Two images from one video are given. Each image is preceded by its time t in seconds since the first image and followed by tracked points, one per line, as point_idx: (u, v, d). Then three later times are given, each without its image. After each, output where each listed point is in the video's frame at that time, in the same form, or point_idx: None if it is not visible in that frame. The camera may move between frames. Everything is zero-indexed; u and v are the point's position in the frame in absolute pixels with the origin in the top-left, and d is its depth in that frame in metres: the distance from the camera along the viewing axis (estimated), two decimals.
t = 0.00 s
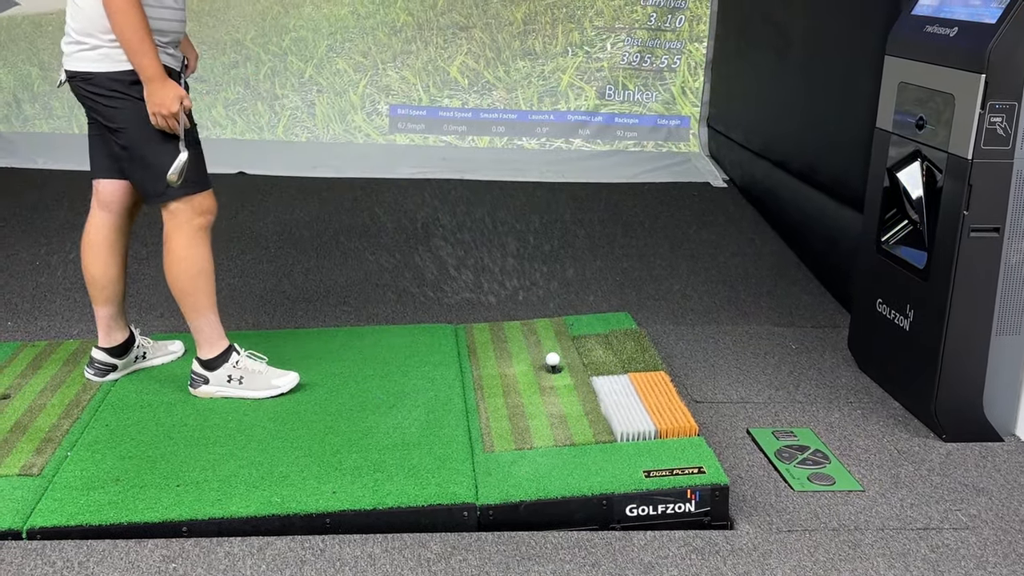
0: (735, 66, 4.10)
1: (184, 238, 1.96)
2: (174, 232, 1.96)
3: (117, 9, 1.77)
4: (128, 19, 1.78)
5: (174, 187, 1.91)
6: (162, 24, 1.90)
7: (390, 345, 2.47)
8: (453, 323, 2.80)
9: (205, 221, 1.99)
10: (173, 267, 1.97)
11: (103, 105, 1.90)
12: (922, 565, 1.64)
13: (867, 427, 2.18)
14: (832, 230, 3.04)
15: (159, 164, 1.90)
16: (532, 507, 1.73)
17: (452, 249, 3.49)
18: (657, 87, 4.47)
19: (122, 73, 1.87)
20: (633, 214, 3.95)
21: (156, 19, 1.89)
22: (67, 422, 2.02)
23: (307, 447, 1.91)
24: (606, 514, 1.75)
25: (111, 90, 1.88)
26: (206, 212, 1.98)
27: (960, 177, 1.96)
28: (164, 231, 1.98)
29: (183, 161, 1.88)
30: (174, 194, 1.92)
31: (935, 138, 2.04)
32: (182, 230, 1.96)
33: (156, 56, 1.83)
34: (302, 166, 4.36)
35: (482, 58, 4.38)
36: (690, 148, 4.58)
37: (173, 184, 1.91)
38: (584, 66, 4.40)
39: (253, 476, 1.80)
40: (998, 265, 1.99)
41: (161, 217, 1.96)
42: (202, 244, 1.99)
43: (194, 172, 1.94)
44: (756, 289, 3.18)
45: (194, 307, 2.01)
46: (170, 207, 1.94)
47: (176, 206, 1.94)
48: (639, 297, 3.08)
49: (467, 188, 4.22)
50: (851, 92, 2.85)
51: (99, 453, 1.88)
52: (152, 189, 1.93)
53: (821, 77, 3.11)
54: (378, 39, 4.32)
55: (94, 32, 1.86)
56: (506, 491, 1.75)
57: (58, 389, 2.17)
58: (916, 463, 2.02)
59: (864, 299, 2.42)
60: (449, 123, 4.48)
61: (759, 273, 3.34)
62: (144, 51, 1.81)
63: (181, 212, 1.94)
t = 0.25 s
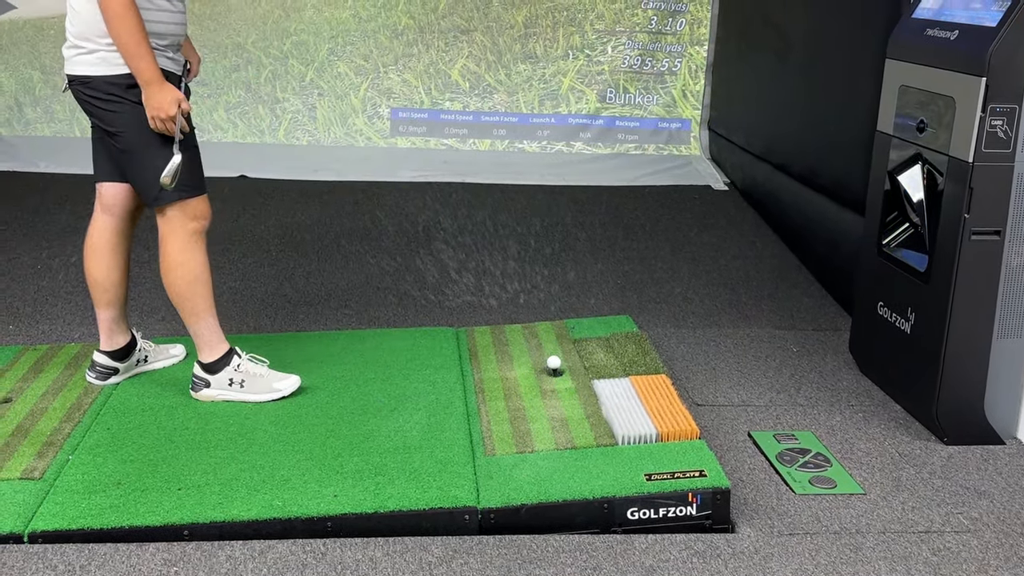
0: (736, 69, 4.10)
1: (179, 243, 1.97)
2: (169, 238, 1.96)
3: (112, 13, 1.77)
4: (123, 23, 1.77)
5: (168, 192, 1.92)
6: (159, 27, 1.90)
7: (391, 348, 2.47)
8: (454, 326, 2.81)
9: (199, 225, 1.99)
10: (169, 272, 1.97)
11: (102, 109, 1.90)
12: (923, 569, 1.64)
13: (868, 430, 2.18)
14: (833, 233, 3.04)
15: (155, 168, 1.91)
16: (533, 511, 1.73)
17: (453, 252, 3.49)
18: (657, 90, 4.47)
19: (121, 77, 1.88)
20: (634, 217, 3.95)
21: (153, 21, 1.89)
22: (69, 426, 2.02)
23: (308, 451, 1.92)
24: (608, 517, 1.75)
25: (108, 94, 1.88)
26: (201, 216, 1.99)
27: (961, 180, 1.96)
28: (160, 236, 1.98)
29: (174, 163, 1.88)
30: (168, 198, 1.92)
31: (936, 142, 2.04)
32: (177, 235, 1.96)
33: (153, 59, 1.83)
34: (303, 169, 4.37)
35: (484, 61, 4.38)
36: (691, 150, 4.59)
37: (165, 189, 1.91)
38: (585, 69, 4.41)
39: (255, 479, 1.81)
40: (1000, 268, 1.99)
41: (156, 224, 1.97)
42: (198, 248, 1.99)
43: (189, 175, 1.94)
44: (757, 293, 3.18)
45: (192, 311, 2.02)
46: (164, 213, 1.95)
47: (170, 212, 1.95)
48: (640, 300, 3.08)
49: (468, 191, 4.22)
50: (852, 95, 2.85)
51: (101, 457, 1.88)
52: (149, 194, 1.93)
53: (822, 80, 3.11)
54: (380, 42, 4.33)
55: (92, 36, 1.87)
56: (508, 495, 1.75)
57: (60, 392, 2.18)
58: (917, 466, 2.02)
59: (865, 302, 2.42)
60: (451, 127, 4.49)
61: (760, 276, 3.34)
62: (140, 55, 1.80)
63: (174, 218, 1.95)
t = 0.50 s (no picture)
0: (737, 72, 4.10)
1: (178, 247, 1.97)
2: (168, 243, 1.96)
3: (112, 18, 1.77)
4: (123, 28, 1.78)
5: (166, 196, 1.92)
6: (160, 31, 1.90)
7: (392, 352, 2.47)
8: (455, 330, 2.81)
9: (198, 230, 2.00)
10: (169, 276, 1.98)
11: (103, 113, 1.91)
12: (925, 573, 1.64)
13: (870, 434, 2.18)
14: (835, 236, 3.04)
15: (155, 172, 1.91)
16: (535, 515, 1.73)
17: (454, 256, 3.49)
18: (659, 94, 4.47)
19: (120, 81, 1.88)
20: (636, 221, 3.95)
21: (154, 25, 1.89)
22: (70, 430, 2.02)
23: (309, 455, 1.92)
24: (609, 522, 1.75)
25: (108, 99, 1.89)
26: (200, 221, 1.99)
27: (962, 184, 1.96)
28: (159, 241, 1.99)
29: (170, 168, 1.88)
30: (166, 202, 1.92)
31: (938, 145, 2.04)
32: (176, 240, 1.97)
33: (152, 64, 1.83)
34: (305, 173, 4.42)
35: (485, 66, 4.39)
36: (693, 154, 4.59)
37: (163, 193, 1.91)
38: (587, 73, 4.41)
39: (256, 483, 1.81)
40: (1001, 272, 1.99)
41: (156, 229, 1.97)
42: (198, 253, 2.00)
43: (188, 179, 1.95)
44: (759, 296, 3.18)
45: (193, 315, 2.02)
46: (163, 219, 1.95)
47: (169, 217, 1.95)
48: (641, 304, 3.08)
49: (470, 195, 4.23)
50: (853, 99, 2.85)
51: (103, 461, 1.88)
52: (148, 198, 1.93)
53: (823, 84, 3.11)
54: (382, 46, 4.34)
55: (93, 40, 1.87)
56: (509, 498, 1.75)
57: (61, 397, 2.18)
58: (919, 470, 2.02)
59: (867, 306, 2.42)
60: (452, 131, 4.49)
61: (761, 280, 3.34)
62: (139, 59, 1.80)
63: (173, 223, 1.95)
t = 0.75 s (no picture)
0: (739, 77, 4.11)
1: (179, 252, 1.97)
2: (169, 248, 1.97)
3: (115, 23, 1.78)
4: (126, 33, 1.78)
5: (168, 201, 1.92)
6: (163, 36, 1.91)
7: (394, 356, 2.47)
8: (457, 335, 2.81)
9: (199, 235, 2.00)
10: (170, 281, 1.98)
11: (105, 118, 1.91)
12: None
13: (872, 439, 2.18)
14: (837, 241, 3.04)
15: (157, 177, 1.91)
16: (537, 519, 1.73)
17: (456, 260, 3.50)
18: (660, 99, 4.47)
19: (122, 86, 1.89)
20: (637, 225, 3.95)
21: (156, 31, 1.90)
22: (72, 435, 2.02)
23: (311, 459, 1.92)
24: (611, 526, 1.75)
25: (112, 104, 1.89)
26: (201, 226, 2.00)
27: (964, 188, 1.96)
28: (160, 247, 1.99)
29: (172, 173, 1.89)
30: (168, 207, 1.92)
31: (939, 150, 2.04)
32: (177, 245, 1.97)
33: (155, 69, 1.83)
34: (307, 178, 4.41)
35: (487, 70, 4.40)
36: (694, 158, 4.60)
37: (164, 199, 1.91)
38: (589, 77, 4.41)
39: (257, 488, 1.81)
40: (1003, 276, 1.99)
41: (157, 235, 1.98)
42: (198, 257, 2.00)
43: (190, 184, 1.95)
44: (761, 300, 3.18)
45: (194, 320, 2.02)
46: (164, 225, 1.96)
47: (170, 223, 1.96)
48: (643, 308, 3.07)
49: (472, 200, 4.23)
50: (855, 103, 2.86)
51: (104, 466, 1.88)
52: (149, 203, 1.93)
53: (825, 88, 3.12)
54: (384, 51, 4.35)
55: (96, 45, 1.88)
56: (511, 503, 1.75)
57: (63, 402, 2.18)
58: (921, 474, 2.01)
59: (869, 310, 2.42)
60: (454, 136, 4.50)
61: (763, 284, 3.34)
62: (142, 64, 1.81)
63: (173, 229, 1.96)
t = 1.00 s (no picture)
0: (741, 83, 4.11)
1: (181, 259, 1.97)
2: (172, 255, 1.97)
3: (117, 31, 1.78)
4: (128, 42, 1.79)
5: (169, 208, 1.92)
6: (165, 44, 1.92)
7: (396, 363, 2.47)
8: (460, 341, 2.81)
9: (201, 243, 2.00)
10: (172, 289, 1.98)
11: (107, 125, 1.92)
12: None
13: (876, 445, 2.17)
14: (839, 247, 3.03)
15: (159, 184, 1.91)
16: (540, 526, 1.73)
17: (458, 267, 3.50)
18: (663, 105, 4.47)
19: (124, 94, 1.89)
20: (639, 232, 3.95)
21: (158, 38, 1.91)
22: (74, 443, 2.02)
23: (314, 466, 1.91)
24: (614, 534, 1.75)
25: (114, 111, 1.90)
26: (203, 233, 2.00)
27: (967, 194, 1.96)
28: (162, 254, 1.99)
29: (172, 180, 1.88)
30: (169, 214, 1.92)
31: (942, 156, 2.04)
32: (179, 252, 1.97)
33: (156, 77, 1.84)
34: (310, 185, 4.42)
35: (490, 77, 4.41)
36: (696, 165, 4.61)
37: (166, 206, 1.91)
38: (591, 84, 4.42)
39: (259, 495, 1.80)
40: (1006, 282, 1.99)
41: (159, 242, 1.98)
42: (200, 265, 2.00)
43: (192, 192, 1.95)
44: (763, 307, 3.18)
45: (196, 327, 2.02)
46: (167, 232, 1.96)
47: (172, 230, 1.96)
48: (646, 315, 3.07)
49: (474, 206, 4.23)
50: (857, 110, 2.86)
51: (107, 474, 1.88)
52: (151, 210, 1.93)
53: (827, 94, 3.12)
54: (386, 58, 4.36)
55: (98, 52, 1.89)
56: (514, 509, 1.75)
57: (66, 409, 2.18)
58: (925, 481, 2.01)
59: (872, 316, 2.42)
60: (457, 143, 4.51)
61: (765, 290, 3.33)
62: (144, 72, 1.82)
63: (177, 236, 1.96)
